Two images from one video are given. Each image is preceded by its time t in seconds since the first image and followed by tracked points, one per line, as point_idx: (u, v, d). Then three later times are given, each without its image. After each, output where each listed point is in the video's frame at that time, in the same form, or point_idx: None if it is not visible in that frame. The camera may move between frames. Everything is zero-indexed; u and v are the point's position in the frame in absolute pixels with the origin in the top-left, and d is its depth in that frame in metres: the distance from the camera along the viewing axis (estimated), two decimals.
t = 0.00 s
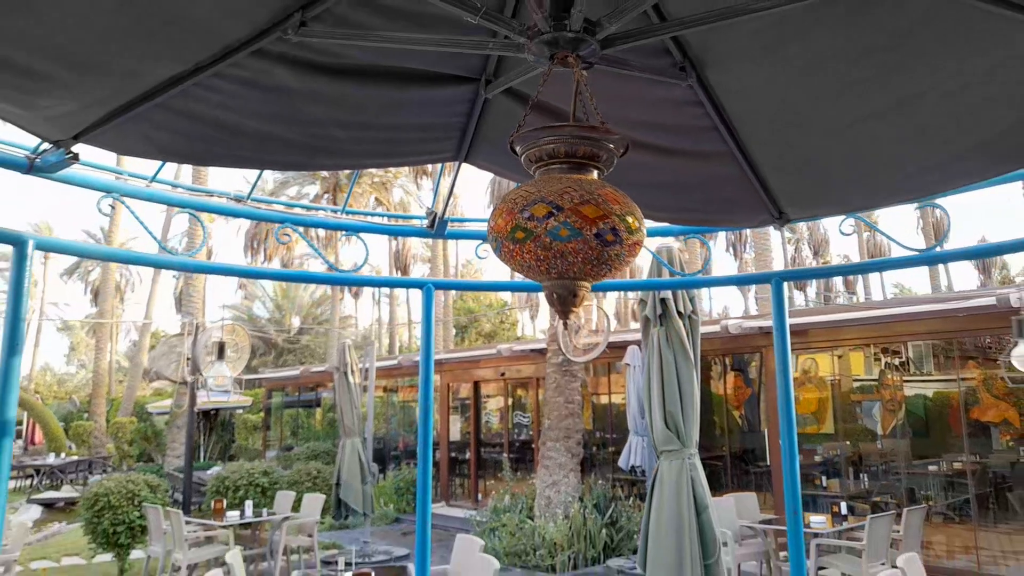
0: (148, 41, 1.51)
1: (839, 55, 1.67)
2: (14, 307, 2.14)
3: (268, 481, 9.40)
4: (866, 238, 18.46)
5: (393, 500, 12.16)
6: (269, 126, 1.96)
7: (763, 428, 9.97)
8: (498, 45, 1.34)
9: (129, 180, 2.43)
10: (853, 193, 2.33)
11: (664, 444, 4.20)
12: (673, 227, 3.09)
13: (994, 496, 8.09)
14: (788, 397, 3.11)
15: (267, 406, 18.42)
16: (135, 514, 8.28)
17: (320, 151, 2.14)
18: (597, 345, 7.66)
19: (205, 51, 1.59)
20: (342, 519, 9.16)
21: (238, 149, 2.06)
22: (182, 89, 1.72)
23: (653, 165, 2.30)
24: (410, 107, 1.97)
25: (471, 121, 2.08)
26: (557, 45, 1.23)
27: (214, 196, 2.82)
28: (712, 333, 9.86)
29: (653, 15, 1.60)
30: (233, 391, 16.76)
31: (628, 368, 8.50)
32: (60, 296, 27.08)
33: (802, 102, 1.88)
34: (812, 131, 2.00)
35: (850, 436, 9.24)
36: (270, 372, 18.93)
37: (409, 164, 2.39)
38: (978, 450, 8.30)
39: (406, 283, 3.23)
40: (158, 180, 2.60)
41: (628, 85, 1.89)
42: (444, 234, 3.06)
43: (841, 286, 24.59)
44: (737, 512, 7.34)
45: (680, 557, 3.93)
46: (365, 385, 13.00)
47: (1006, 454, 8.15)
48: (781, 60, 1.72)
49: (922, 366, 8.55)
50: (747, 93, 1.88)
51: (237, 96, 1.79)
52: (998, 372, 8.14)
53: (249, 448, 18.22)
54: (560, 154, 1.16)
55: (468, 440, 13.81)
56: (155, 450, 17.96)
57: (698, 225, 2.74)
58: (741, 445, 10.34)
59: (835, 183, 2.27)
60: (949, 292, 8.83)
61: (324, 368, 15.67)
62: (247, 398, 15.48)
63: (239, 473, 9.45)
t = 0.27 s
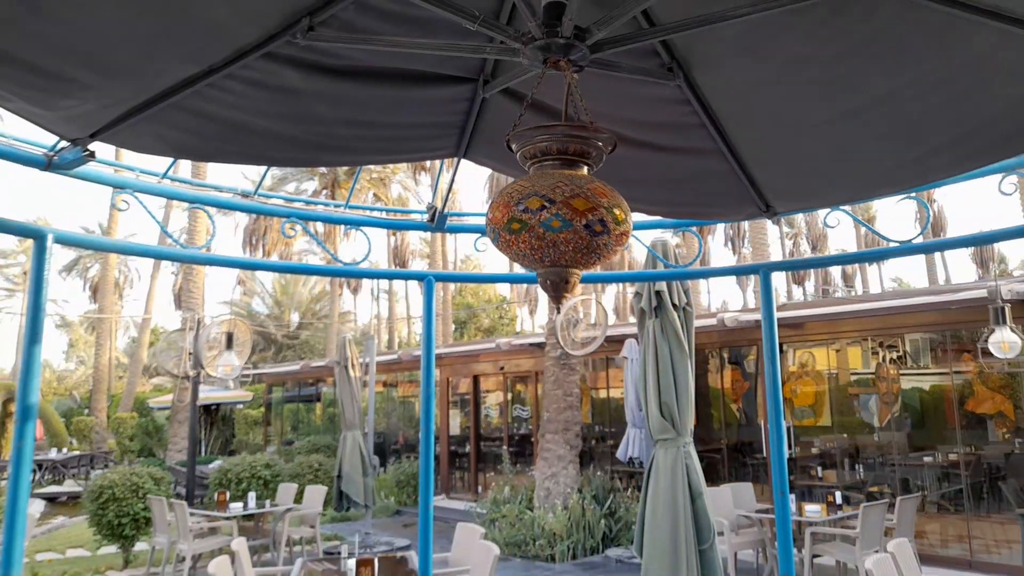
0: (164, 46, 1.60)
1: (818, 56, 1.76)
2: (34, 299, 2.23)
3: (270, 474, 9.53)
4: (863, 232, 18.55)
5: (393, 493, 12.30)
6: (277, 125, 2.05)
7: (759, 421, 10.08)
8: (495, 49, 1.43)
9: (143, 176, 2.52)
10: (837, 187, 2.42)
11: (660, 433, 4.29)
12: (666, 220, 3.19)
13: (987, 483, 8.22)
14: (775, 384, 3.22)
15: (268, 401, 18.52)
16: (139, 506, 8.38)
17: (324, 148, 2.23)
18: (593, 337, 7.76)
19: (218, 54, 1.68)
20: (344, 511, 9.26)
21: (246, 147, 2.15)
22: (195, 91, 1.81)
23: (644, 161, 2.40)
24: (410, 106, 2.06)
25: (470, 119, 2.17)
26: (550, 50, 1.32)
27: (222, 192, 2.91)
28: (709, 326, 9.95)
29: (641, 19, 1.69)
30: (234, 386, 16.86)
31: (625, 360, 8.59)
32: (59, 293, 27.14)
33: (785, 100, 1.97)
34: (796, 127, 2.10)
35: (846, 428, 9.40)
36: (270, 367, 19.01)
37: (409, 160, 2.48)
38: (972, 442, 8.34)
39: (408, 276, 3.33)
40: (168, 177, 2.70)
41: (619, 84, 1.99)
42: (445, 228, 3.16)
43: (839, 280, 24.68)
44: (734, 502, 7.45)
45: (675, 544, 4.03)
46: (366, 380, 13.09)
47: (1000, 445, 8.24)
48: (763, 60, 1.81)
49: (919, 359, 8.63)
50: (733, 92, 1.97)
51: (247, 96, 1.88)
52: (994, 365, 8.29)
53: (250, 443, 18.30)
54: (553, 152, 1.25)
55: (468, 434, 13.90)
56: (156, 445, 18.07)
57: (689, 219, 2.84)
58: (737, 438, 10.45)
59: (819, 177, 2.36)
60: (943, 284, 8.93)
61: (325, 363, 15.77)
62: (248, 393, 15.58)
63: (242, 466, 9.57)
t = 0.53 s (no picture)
0: (182, 45, 1.70)
1: (800, 56, 1.86)
2: (53, 281, 2.32)
3: (270, 460, 9.67)
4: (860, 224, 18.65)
5: (392, 480, 12.46)
6: (285, 118, 2.14)
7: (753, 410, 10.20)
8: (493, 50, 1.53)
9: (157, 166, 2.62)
10: (821, 180, 2.53)
11: (653, 418, 4.40)
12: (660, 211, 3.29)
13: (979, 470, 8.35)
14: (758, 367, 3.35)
15: (267, 389, 18.64)
16: (142, 490, 8.50)
17: (330, 140, 2.33)
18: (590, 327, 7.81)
19: (232, 52, 1.78)
20: (343, 496, 9.39)
21: (255, 138, 2.25)
22: (208, 86, 1.90)
23: (637, 153, 2.50)
24: (413, 101, 2.16)
25: (469, 113, 2.27)
26: (545, 52, 1.42)
27: (231, 182, 3.01)
28: (704, 316, 10.09)
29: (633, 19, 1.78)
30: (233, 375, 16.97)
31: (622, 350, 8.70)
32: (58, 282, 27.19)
33: (769, 98, 2.07)
34: (781, 122, 2.20)
35: (840, 418, 9.44)
36: (270, 355, 19.12)
37: (411, 153, 2.58)
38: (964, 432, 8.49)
39: (409, 263, 3.44)
40: (178, 167, 2.79)
41: (613, 81, 2.08)
42: (445, 217, 3.27)
43: (836, 271, 24.81)
44: (726, 489, 7.59)
45: (668, 524, 4.14)
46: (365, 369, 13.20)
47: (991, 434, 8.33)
48: (749, 59, 1.91)
49: (914, 351, 8.82)
50: (720, 89, 2.07)
51: (257, 91, 1.98)
52: (989, 357, 8.36)
53: (249, 431, 18.41)
54: (547, 145, 1.35)
55: (466, 424, 14.02)
56: (156, 433, 18.19)
57: (680, 210, 2.94)
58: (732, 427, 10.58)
59: (804, 170, 2.46)
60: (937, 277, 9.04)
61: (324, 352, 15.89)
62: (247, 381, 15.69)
63: (243, 452, 9.71)
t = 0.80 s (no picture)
0: (198, 38, 1.79)
1: (787, 47, 1.94)
2: (74, 265, 2.41)
3: (279, 446, 9.83)
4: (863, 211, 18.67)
5: (398, 466, 12.64)
6: (295, 109, 2.23)
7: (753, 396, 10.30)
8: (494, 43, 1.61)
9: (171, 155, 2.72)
10: (812, 166, 2.61)
11: (653, 400, 4.51)
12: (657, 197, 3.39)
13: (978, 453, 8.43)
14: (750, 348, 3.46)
15: (273, 378, 18.80)
16: (153, 475, 8.66)
17: (338, 130, 2.42)
18: (592, 313, 7.90)
19: (245, 46, 1.87)
20: (350, 482, 9.55)
21: (266, 128, 2.34)
22: (223, 77, 1.99)
23: (634, 141, 2.58)
24: (417, 91, 2.25)
25: (472, 103, 2.35)
26: (542, 46, 1.51)
27: (242, 170, 3.10)
28: (706, 303, 10.18)
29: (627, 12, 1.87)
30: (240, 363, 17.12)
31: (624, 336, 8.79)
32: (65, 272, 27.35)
33: (760, 86, 2.16)
34: (772, 110, 2.28)
35: (843, 405, 9.56)
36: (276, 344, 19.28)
37: (415, 141, 2.67)
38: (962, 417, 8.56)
39: (414, 249, 3.54)
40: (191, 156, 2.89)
41: (609, 71, 2.17)
42: (448, 204, 3.36)
43: (840, 258, 24.82)
44: (727, 472, 7.70)
45: (667, 504, 4.24)
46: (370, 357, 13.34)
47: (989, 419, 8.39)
48: (738, 50, 1.99)
49: (917, 337, 8.92)
50: (712, 78, 2.15)
51: (269, 83, 2.07)
52: (992, 344, 8.37)
53: (256, 419, 18.59)
54: (543, 134, 1.44)
55: (471, 411, 14.17)
56: (165, 421, 18.39)
57: (676, 195, 3.03)
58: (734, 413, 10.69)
59: (796, 156, 2.54)
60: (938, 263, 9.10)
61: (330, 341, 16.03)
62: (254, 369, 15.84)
63: (251, 438, 9.87)
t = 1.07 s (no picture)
0: (208, 33, 1.87)
1: (769, 45, 2.04)
2: (85, 248, 2.49)
3: (276, 432, 9.95)
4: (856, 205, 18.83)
5: (393, 453, 12.78)
6: (298, 99, 2.32)
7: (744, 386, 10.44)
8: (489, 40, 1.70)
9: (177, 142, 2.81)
10: (797, 159, 2.71)
11: (644, 387, 4.62)
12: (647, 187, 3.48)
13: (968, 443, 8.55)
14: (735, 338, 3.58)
15: (269, 365, 18.89)
16: (151, 459, 8.77)
17: (340, 120, 2.51)
18: (587, 302, 7.99)
19: (252, 40, 1.95)
20: (346, 467, 9.66)
21: (269, 117, 2.42)
22: (230, 69, 2.08)
23: (624, 133, 2.67)
24: (416, 84, 2.34)
25: (467, 95, 2.44)
26: (534, 44, 1.60)
27: (244, 159, 3.19)
28: (699, 293, 10.30)
29: (617, 10, 1.96)
30: (237, 351, 17.21)
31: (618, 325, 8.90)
32: (60, 258, 27.33)
33: (745, 82, 2.25)
34: (757, 105, 2.37)
35: (835, 396, 9.69)
36: (273, 332, 19.36)
37: (413, 132, 2.75)
38: (950, 407, 8.66)
39: (412, 236, 3.63)
40: (194, 144, 2.97)
41: (599, 66, 2.26)
42: (445, 193, 3.45)
43: (835, 251, 25.01)
44: (717, 459, 7.85)
45: (656, 491, 4.36)
46: (366, 345, 13.44)
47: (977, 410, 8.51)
48: (723, 47, 2.08)
49: (909, 330, 8.97)
50: (699, 75, 2.24)
51: (274, 75, 2.16)
52: (984, 337, 8.46)
53: (253, 406, 18.70)
54: (535, 125, 1.53)
55: (466, 399, 14.30)
56: (161, 407, 18.48)
57: (666, 186, 3.13)
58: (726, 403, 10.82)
59: (780, 149, 2.64)
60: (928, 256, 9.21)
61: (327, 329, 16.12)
62: (250, 357, 15.94)
63: (249, 424, 9.99)
